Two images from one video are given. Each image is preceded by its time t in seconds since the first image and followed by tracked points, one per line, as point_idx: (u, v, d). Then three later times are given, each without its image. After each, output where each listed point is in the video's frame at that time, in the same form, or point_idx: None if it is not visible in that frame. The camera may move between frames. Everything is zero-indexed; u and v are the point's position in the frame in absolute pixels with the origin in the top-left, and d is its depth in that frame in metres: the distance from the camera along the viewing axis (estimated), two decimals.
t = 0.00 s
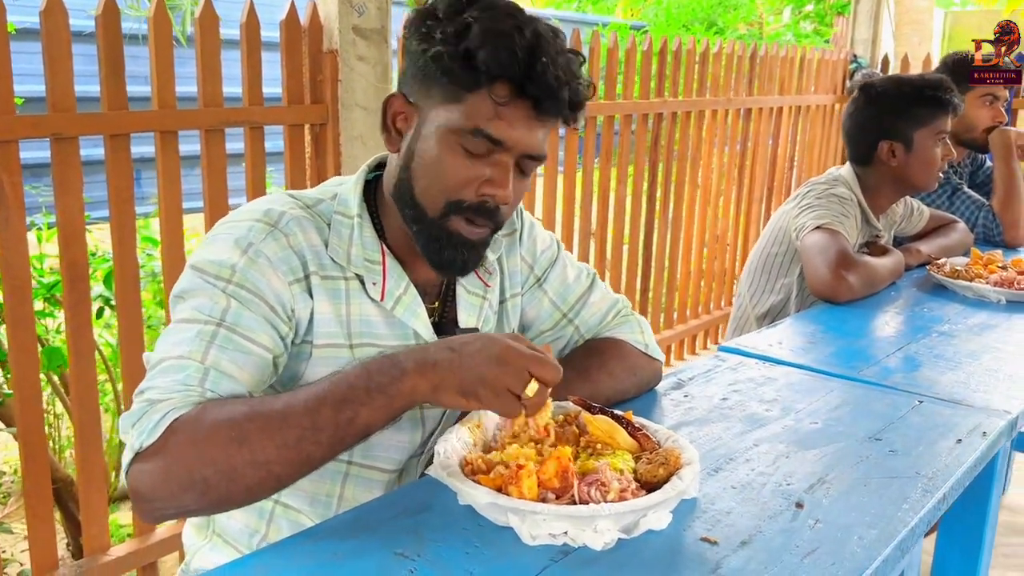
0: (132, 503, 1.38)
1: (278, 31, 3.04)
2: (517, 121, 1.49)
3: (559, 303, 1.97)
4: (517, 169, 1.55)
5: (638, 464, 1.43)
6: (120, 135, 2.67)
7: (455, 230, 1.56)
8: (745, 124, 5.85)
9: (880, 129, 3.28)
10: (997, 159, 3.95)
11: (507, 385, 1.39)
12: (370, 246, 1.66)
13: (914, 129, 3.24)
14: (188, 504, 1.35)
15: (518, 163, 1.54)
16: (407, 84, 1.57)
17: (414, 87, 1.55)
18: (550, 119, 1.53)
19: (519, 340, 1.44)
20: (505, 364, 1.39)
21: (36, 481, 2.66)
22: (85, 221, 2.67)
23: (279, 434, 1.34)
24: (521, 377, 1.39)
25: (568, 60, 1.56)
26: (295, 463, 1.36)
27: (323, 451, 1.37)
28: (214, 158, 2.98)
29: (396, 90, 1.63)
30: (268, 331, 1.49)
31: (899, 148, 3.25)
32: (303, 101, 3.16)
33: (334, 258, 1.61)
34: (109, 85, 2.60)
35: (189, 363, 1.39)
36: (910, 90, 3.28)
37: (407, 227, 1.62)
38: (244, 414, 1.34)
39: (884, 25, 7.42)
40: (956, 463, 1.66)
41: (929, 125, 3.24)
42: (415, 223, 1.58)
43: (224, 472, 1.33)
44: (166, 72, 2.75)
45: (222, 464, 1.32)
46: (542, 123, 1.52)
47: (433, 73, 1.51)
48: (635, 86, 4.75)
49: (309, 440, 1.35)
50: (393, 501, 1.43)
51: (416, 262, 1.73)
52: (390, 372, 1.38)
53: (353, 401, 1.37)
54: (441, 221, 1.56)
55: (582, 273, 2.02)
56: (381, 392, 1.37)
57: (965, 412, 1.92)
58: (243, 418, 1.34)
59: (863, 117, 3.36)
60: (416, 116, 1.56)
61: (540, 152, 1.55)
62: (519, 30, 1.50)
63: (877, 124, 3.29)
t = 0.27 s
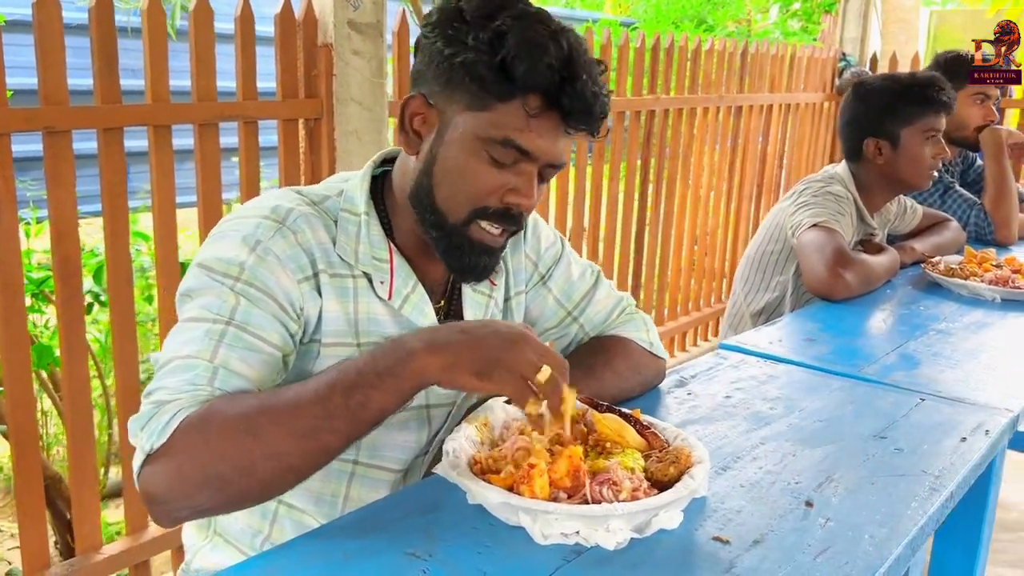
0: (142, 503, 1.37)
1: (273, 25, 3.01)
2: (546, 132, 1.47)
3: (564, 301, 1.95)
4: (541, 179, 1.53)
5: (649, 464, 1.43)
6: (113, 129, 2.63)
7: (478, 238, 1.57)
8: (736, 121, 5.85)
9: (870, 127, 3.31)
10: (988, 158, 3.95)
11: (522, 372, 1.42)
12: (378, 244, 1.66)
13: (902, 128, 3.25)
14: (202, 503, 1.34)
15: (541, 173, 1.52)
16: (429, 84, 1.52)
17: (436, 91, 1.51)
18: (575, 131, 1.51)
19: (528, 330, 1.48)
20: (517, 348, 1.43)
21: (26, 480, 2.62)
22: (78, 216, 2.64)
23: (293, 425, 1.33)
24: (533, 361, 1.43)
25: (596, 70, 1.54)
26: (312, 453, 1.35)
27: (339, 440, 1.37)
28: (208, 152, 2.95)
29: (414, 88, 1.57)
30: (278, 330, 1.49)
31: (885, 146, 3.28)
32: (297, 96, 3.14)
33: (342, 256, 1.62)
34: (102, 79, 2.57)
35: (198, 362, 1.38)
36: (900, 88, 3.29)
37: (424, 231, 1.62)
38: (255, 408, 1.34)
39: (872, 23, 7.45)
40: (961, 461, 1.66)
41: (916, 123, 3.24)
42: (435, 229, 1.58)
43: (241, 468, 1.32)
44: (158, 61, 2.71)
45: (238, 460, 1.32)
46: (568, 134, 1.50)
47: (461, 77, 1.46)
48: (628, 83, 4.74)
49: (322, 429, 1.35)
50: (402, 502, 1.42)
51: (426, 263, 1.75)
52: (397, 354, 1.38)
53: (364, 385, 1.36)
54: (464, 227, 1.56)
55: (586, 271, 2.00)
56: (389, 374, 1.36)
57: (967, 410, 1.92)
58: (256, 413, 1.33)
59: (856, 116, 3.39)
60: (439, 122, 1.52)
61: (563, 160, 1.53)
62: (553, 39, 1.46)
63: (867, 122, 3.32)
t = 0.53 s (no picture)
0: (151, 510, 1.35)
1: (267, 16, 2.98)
2: (564, 130, 1.53)
3: (570, 297, 1.95)
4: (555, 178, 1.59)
5: (664, 461, 1.43)
6: (106, 120, 2.59)
7: (494, 236, 1.62)
8: (724, 118, 5.86)
9: (860, 123, 3.33)
10: (976, 157, 3.95)
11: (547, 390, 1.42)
12: (387, 241, 1.65)
13: (893, 124, 3.26)
14: (213, 510, 1.31)
15: (556, 172, 1.58)
16: (446, 81, 1.56)
17: (454, 87, 1.55)
18: (592, 129, 1.57)
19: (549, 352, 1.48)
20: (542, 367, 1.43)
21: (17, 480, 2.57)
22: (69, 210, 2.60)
23: (307, 435, 1.31)
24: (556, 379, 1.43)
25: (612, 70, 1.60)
26: (323, 465, 1.33)
27: (351, 454, 1.34)
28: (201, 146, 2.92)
29: (428, 84, 1.60)
30: (288, 331, 1.48)
31: (876, 143, 3.29)
32: (290, 88, 3.10)
33: (352, 255, 1.61)
34: (95, 70, 2.52)
35: (210, 365, 1.36)
36: (891, 86, 3.31)
37: (438, 229, 1.65)
38: (273, 418, 1.32)
39: (857, 22, 7.49)
40: (968, 457, 1.67)
41: (907, 120, 3.25)
42: (450, 227, 1.62)
43: (251, 476, 1.30)
44: (152, 53, 2.67)
45: (249, 466, 1.29)
46: (585, 132, 1.56)
47: (482, 73, 1.51)
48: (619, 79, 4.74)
49: (336, 441, 1.33)
50: (415, 500, 1.41)
51: (437, 260, 1.75)
52: (417, 371, 1.37)
53: (382, 400, 1.35)
54: (479, 226, 1.61)
55: (591, 266, 2.00)
56: (409, 390, 1.36)
57: (970, 405, 1.93)
58: (272, 422, 1.31)
59: (847, 115, 3.40)
60: (456, 119, 1.56)
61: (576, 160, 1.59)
62: (575, 38, 1.51)
63: (858, 118, 3.34)
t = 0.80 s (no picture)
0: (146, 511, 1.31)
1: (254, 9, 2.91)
2: (571, 129, 1.50)
3: (573, 298, 1.93)
4: (561, 177, 1.56)
5: (675, 463, 1.42)
6: (90, 115, 2.52)
7: (495, 236, 1.59)
8: (707, 116, 5.88)
9: (847, 120, 3.35)
10: (961, 156, 4.01)
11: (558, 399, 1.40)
12: (389, 241, 1.62)
13: (878, 125, 3.28)
14: (213, 513, 1.27)
15: (562, 171, 1.55)
16: (450, 77, 1.53)
17: (458, 83, 1.52)
18: (599, 128, 1.54)
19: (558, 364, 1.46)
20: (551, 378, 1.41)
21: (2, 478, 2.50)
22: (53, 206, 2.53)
23: (317, 440, 1.28)
24: (567, 387, 1.41)
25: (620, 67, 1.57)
26: (329, 470, 1.30)
27: (358, 459, 1.32)
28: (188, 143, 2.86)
29: (431, 81, 1.57)
30: (289, 331, 1.44)
31: (861, 143, 3.31)
32: (278, 83, 3.04)
33: (354, 254, 1.57)
34: (80, 62, 2.46)
35: (215, 364, 1.32)
36: (880, 85, 3.31)
37: (439, 228, 1.62)
38: (281, 420, 1.29)
39: (837, 21, 7.54)
40: (972, 457, 1.67)
41: (890, 121, 3.26)
42: (452, 226, 1.59)
43: (258, 482, 1.26)
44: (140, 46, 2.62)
45: (255, 471, 1.26)
46: (591, 130, 1.53)
47: (488, 69, 1.48)
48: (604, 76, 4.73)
49: (345, 448, 1.30)
50: (424, 503, 1.39)
51: (437, 260, 1.72)
52: (429, 381, 1.36)
53: (392, 409, 1.33)
54: (481, 225, 1.58)
55: (593, 266, 1.99)
56: (420, 399, 1.34)
57: (969, 405, 1.93)
58: (279, 424, 1.28)
59: (833, 113, 3.43)
60: (461, 114, 1.53)
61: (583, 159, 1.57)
62: (584, 35, 1.48)
63: (845, 115, 3.36)
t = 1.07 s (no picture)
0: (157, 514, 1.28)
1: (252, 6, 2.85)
2: (590, 125, 1.49)
3: (584, 297, 1.92)
4: (578, 175, 1.55)
5: (697, 463, 1.40)
6: (86, 109, 2.45)
7: (509, 232, 1.57)
8: (698, 114, 5.88)
9: (834, 116, 3.39)
10: (954, 154, 4.03)
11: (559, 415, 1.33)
12: (402, 238, 1.58)
13: (857, 125, 3.30)
14: (223, 514, 1.24)
15: (579, 168, 1.54)
16: (468, 71, 1.52)
17: (477, 77, 1.51)
18: (618, 124, 1.54)
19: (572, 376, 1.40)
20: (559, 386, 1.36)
21: None
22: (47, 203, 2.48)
23: (322, 435, 1.24)
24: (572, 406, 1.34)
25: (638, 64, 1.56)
26: (339, 467, 1.25)
27: (369, 456, 1.27)
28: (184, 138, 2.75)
29: (447, 74, 1.55)
30: (301, 329, 1.39)
31: (841, 140, 3.36)
32: (273, 79, 2.96)
33: (367, 251, 1.53)
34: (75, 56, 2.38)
35: (222, 363, 1.28)
36: (868, 83, 3.31)
37: (454, 223, 1.60)
38: (289, 418, 1.24)
39: (824, 20, 7.57)
40: (986, 456, 1.67)
41: (867, 119, 3.28)
42: (466, 221, 1.57)
43: (268, 480, 1.22)
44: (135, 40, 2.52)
45: (265, 470, 1.22)
46: (611, 126, 1.53)
47: (508, 63, 1.46)
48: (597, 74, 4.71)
49: (354, 443, 1.25)
50: (441, 506, 1.36)
51: (449, 257, 1.69)
52: (440, 371, 1.31)
53: (402, 401, 1.27)
54: (496, 220, 1.56)
55: (604, 265, 1.98)
56: (431, 390, 1.29)
57: (978, 405, 1.93)
58: (289, 423, 1.24)
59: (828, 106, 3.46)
60: (478, 109, 1.52)
61: (600, 156, 1.55)
62: (606, 30, 1.48)
63: (834, 111, 3.40)
